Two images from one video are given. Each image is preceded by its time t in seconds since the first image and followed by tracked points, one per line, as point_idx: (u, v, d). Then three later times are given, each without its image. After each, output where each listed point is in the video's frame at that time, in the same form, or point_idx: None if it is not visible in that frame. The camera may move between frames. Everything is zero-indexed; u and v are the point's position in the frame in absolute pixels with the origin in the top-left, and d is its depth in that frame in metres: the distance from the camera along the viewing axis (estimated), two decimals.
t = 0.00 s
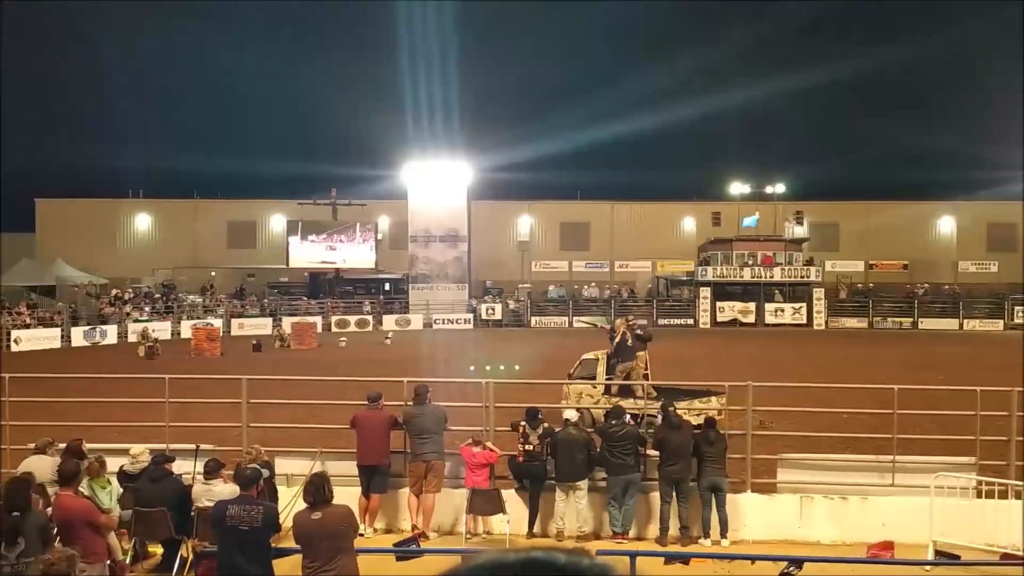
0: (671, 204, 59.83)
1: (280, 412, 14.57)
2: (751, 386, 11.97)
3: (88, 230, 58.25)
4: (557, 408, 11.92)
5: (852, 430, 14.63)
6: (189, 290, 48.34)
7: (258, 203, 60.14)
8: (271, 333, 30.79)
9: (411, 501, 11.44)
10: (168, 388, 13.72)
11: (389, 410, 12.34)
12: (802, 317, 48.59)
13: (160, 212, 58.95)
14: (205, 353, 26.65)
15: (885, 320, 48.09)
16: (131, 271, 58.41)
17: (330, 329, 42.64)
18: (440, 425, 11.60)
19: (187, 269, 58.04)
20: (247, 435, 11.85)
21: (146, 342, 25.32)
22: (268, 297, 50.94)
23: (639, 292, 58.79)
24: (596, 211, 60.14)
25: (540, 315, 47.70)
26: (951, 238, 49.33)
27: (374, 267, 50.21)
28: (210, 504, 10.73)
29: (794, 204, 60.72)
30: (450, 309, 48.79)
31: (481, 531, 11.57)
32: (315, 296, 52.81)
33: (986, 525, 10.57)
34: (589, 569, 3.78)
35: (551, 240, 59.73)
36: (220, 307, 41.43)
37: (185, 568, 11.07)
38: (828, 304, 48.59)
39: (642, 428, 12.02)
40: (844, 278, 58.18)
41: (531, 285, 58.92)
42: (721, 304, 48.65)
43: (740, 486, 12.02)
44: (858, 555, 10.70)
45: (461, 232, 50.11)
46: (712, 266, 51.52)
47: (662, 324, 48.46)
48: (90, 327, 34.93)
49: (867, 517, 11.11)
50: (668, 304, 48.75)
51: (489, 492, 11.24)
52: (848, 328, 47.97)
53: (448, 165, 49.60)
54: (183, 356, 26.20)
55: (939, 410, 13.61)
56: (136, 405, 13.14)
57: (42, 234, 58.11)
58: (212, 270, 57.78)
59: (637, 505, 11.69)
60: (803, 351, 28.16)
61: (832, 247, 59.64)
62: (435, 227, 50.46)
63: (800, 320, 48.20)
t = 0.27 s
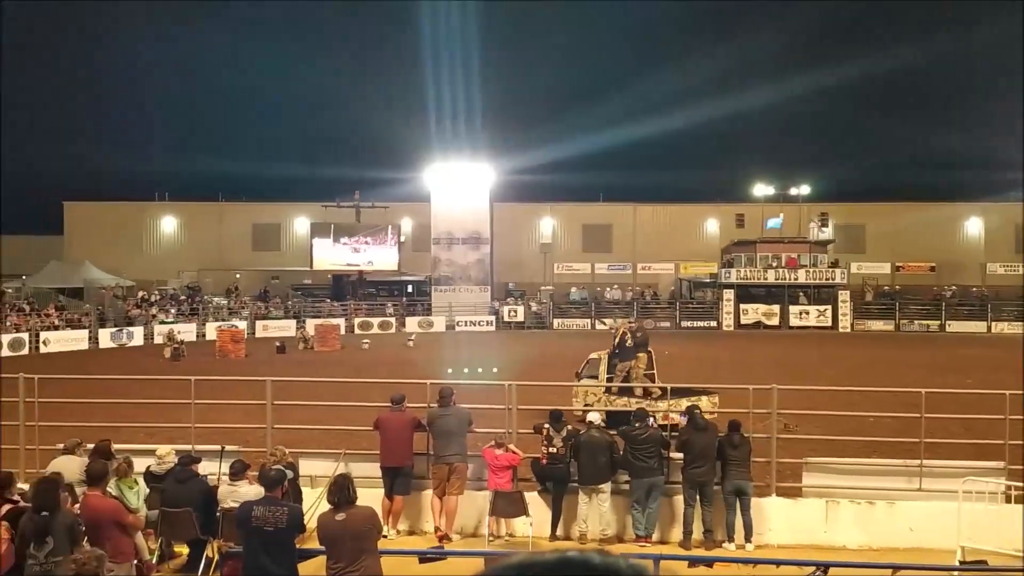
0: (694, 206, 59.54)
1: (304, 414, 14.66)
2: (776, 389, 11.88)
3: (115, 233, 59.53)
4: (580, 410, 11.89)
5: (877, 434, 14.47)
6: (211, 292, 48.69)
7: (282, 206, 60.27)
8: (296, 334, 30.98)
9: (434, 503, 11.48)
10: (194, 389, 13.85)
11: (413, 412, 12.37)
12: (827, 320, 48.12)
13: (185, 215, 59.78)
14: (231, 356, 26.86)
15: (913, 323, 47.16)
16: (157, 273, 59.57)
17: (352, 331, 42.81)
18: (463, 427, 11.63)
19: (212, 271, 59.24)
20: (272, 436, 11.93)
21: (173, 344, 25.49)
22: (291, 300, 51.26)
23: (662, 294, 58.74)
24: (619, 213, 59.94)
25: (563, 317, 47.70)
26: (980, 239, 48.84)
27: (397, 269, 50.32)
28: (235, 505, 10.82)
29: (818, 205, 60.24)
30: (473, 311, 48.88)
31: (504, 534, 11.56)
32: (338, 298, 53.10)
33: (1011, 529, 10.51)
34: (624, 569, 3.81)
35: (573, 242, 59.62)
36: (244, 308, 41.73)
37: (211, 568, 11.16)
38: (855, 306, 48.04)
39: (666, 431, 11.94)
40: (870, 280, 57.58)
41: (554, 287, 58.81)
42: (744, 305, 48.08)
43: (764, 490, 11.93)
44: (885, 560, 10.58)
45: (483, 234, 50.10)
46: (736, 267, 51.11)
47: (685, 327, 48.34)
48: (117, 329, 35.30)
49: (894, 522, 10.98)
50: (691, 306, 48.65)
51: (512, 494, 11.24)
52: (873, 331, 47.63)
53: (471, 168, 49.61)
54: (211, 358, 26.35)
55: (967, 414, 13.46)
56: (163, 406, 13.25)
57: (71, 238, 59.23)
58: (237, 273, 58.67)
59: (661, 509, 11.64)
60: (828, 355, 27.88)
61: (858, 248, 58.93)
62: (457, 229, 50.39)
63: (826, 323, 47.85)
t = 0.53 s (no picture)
0: (713, 207, 59.31)
1: (323, 415, 14.73)
2: (796, 392, 11.81)
3: (136, 235, 60.18)
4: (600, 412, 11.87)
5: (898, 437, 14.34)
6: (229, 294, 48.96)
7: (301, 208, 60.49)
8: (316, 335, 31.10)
9: (453, 504, 11.50)
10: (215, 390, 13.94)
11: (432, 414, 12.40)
12: (848, 322, 47.83)
13: (205, 217, 60.16)
14: (252, 356, 26.98)
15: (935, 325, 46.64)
16: (178, 274, 60.02)
17: (370, 333, 42.95)
18: (481, 429, 11.63)
19: (232, 273, 60.51)
20: (293, 435, 12.00)
21: (194, 344, 25.67)
22: (310, 301, 51.53)
23: (681, 295, 58.54)
24: (638, 214, 59.81)
25: (582, 319, 47.70)
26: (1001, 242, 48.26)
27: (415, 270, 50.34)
28: (256, 505, 10.88)
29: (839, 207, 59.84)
30: (490, 313, 48.58)
31: (523, 535, 11.59)
32: (357, 299, 53.31)
33: None
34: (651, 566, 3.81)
35: (592, 244, 59.63)
36: (264, 310, 42.05)
37: (231, 568, 11.22)
38: (876, 308, 47.65)
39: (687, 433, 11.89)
40: (892, 282, 57.14)
41: (573, 288, 58.72)
42: (763, 308, 48.17)
43: (785, 493, 11.86)
44: (907, 565, 10.49)
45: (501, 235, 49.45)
46: (755, 269, 50.83)
47: (704, 329, 48.16)
48: (139, 330, 35.54)
49: (916, 526, 10.89)
50: (711, 308, 48.47)
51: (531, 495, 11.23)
52: (895, 333, 47.22)
53: (489, 169, 49.58)
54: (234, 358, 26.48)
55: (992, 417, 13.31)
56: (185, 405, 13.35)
57: (93, 239, 59.91)
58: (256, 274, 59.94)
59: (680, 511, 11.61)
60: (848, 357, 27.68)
61: (879, 249, 58.39)
62: (475, 230, 50.00)
63: (847, 325, 47.53)
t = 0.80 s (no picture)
0: (727, 210, 59.15)
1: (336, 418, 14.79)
2: (810, 395, 11.77)
3: (151, 238, 60.58)
4: (613, 415, 11.87)
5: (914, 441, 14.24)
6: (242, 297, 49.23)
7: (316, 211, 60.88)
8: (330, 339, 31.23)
9: (467, 507, 11.52)
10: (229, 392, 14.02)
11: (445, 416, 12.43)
12: (863, 325, 47.57)
13: (220, 220, 60.77)
14: (266, 359, 27.08)
15: (951, 328, 46.23)
16: (193, 276, 60.51)
17: (383, 336, 43.05)
18: (494, 433, 11.65)
19: (247, 275, 60.34)
20: (306, 437, 12.07)
21: (210, 346, 25.86)
22: (323, 305, 51.73)
23: (694, 299, 58.40)
24: (651, 217, 59.69)
25: (594, 322, 47.69)
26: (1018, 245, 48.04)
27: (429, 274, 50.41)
28: (270, 508, 10.93)
29: (853, 210, 59.53)
30: (503, 315, 48.42)
31: (536, 539, 11.56)
32: (370, 302, 53.47)
33: None
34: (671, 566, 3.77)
35: (605, 247, 59.59)
36: (278, 313, 42.28)
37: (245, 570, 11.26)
38: (891, 312, 47.32)
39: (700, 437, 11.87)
40: (908, 285, 56.80)
41: (586, 291, 58.68)
42: (778, 311, 48.04)
43: (799, 497, 11.80)
44: (923, 570, 10.41)
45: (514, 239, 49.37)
46: (769, 272, 50.66)
47: (718, 332, 47.99)
48: (154, 333, 35.78)
49: (932, 531, 10.81)
50: (725, 311, 48.34)
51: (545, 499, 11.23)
52: (910, 336, 46.87)
53: (502, 172, 49.60)
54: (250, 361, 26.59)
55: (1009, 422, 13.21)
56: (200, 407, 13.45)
57: (109, 242, 60.32)
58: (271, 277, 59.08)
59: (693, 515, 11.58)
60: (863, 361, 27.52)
61: (895, 252, 57.96)
62: (488, 233, 49.98)
63: (862, 329, 47.29)
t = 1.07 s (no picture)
0: (734, 214, 59.08)
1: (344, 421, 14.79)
2: (818, 399, 11.75)
3: (160, 241, 60.72)
4: (620, 419, 11.85)
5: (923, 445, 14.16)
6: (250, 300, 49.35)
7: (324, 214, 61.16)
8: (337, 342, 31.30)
9: (474, 511, 11.53)
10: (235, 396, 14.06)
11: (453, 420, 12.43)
12: (872, 329, 47.39)
13: (228, 223, 60.71)
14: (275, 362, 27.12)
15: (960, 332, 46.03)
16: (202, 280, 60.56)
17: (390, 339, 43.08)
18: (502, 436, 11.67)
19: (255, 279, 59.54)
20: (314, 440, 12.09)
21: (218, 350, 25.96)
22: (330, 308, 51.81)
23: (701, 302, 58.29)
24: (658, 221, 59.67)
25: (601, 326, 47.68)
26: None
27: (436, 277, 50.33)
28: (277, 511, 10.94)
29: (861, 214, 59.40)
30: (510, 319, 48.33)
31: (543, 542, 11.55)
32: (377, 305, 53.51)
33: None
34: None
35: (612, 251, 59.59)
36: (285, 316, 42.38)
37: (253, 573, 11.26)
38: (900, 315, 47.11)
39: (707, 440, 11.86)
40: (917, 289, 56.21)
41: (593, 295, 58.63)
42: (786, 314, 48.01)
43: (807, 501, 11.76)
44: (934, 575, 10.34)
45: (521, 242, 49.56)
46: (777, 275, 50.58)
47: (725, 336, 47.92)
48: (162, 336, 35.87)
49: (942, 535, 10.76)
50: (732, 315, 48.29)
51: (552, 502, 11.22)
52: (919, 340, 46.67)
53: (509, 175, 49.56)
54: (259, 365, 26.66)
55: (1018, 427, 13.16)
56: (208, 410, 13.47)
57: (118, 245, 60.49)
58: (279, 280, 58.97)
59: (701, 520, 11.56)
60: (870, 365, 27.36)
61: (904, 255, 57.68)
62: (496, 237, 49.96)
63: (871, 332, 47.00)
